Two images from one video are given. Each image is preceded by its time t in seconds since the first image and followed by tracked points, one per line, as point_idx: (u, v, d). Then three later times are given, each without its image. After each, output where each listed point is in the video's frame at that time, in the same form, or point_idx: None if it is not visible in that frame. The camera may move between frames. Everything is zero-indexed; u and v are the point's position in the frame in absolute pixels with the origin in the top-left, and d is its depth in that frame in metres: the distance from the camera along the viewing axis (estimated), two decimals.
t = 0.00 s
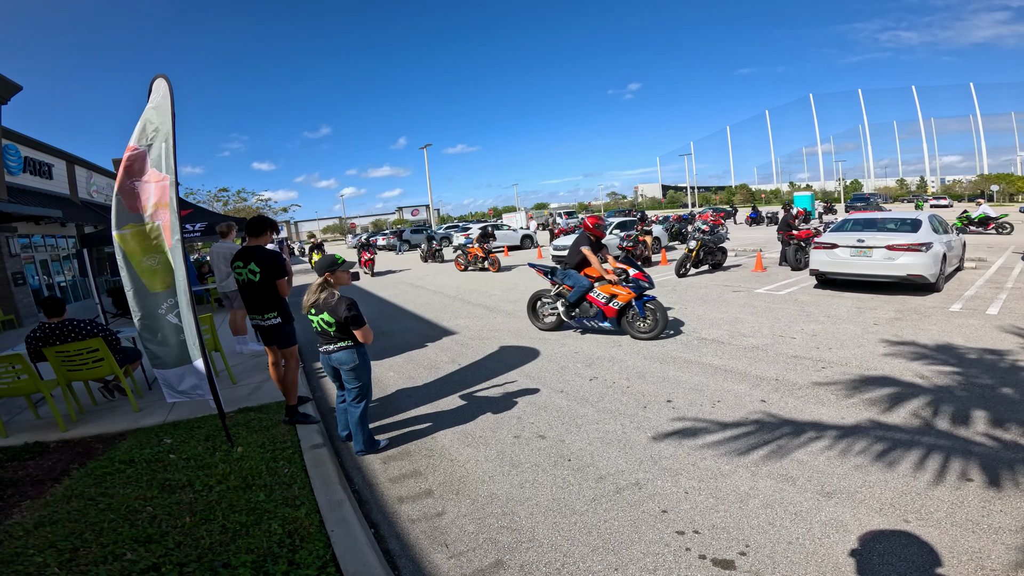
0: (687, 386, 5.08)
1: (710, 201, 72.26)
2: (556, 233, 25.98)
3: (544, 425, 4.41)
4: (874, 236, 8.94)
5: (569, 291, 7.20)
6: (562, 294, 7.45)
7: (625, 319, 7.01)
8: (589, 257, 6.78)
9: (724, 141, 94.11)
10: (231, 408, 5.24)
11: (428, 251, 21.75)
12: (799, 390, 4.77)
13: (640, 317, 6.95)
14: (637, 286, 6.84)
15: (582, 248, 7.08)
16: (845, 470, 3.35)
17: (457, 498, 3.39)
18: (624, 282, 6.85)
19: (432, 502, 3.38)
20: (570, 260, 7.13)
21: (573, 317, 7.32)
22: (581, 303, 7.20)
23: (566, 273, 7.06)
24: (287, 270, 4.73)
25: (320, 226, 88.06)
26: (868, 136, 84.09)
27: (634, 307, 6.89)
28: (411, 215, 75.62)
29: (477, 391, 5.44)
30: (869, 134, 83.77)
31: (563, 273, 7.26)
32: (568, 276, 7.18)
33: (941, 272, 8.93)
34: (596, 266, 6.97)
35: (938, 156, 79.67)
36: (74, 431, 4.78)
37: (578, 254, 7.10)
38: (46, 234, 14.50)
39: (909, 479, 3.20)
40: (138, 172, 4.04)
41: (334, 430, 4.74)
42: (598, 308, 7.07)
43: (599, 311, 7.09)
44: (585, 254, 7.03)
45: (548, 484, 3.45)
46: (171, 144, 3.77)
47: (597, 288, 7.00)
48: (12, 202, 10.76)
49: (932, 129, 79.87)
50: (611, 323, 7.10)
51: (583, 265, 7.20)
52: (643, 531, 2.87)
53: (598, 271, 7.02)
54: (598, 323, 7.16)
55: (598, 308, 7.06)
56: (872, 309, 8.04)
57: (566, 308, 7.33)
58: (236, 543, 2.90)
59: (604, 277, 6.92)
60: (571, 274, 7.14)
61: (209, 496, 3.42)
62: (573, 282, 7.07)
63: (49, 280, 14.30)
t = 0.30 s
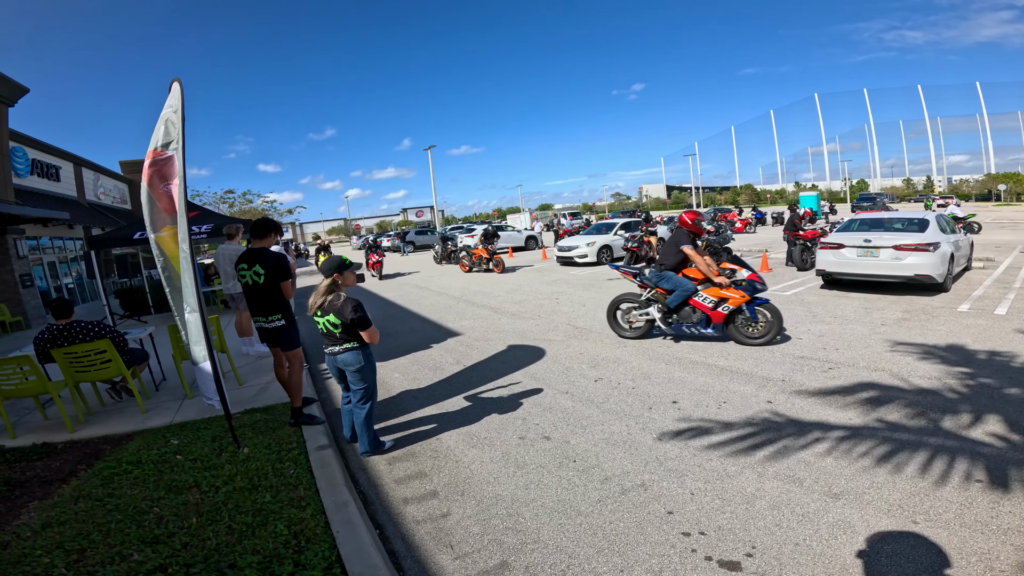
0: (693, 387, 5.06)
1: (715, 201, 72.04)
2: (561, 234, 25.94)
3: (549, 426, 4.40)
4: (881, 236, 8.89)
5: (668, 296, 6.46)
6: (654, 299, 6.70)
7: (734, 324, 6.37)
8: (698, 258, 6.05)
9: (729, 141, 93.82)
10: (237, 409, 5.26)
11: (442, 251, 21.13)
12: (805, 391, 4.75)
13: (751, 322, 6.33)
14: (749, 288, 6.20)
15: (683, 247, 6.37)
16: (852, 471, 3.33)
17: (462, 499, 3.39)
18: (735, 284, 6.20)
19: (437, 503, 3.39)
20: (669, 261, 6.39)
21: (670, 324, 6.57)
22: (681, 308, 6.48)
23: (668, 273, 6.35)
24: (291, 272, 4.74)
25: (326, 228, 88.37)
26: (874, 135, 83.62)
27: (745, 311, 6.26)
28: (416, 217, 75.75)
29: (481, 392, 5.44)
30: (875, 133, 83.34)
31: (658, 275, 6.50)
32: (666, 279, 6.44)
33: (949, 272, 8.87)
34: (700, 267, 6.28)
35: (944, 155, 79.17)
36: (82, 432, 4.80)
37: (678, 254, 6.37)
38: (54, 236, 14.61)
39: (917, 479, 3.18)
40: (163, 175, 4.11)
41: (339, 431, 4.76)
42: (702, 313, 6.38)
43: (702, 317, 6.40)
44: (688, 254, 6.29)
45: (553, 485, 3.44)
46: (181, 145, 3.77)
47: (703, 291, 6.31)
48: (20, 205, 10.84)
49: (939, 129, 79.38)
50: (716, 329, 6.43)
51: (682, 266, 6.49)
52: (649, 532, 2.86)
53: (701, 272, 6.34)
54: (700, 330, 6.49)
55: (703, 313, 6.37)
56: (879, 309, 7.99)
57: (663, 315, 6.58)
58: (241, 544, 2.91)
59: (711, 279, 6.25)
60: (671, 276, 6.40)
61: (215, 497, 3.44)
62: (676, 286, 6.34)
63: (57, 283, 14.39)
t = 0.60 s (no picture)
0: (700, 388, 5.04)
1: (721, 202, 71.74)
2: (566, 235, 25.95)
3: (555, 427, 4.39)
4: (890, 236, 8.82)
5: (793, 298, 5.93)
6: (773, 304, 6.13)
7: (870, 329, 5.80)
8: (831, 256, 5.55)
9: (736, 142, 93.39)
10: (244, 410, 5.28)
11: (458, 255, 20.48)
12: (813, 392, 4.71)
13: (889, 328, 5.77)
14: (891, 290, 5.67)
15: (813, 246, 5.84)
16: (861, 473, 3.30)
17: (468, 500, 3.39)
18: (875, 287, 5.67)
19: (442, 504, 3.39)
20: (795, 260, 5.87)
21: (794, 329, 6.00)
22: (808, 312, 5.91)
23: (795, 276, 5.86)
24: (297, 274, 4.77)
25: (332, 230, 88.72)
26: (883, 135, 83.01)
27: (883, 315, 5.74)
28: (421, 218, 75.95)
29: (487, 393, 5.43)
30: (883, 133, 82.76)
31: (781, 276, 5.99)
32: (792, 280, 5.91)
33: (959, 272, 8.79)
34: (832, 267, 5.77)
35: (954, 155, 78.48)
36: (91, 432, 4.84)
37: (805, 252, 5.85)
38: (64, 238, 14.75)
39: (927, 481, 3.15)
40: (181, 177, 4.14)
41: (345, 432, 4.77)
42: (832, 318, 5.84)
43: (832, 321, 5.85)
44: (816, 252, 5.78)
45: (559, 487, 3.43)
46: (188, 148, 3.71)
47: (835, 293, 5.78)
48: (31, 207, 10.95)
49: (948, 128, 78.76)
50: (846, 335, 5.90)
51: (807, 266, 5.97)
52: (655, 534, 2.85)
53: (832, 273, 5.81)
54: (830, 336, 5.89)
55: (834, 317, 5.82)
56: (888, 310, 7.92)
57: (786, 320, 6.02)
58: (248, 544, 2.92)
59: (847, 280, 5.72)
60: (797, 277, 5.88)
61: (223, 497, 3.45)
62: (805, 287, 5.80)
63: (67, 284, 14.53)
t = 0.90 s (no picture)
0: (703, 391, 5.02)
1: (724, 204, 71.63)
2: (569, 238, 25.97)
3: (558, 430, 4.38)
4: (894, 237, 8.79)
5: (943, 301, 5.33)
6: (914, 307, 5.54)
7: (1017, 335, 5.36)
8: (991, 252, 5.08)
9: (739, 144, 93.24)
10: (248, 413, 5.29)
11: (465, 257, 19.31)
12: (818, 395, 4.69)
13: None
14: None
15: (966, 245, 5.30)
16: (866, 475, 3.28)
17: (471, 503, 3.39)
18: None
19: (445, 507, 3.39)
20: (949, 259, 5.30)
21: (941, 334, 5.39)
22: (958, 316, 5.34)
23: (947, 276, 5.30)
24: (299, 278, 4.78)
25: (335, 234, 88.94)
26: (886, 136, 82.80)
27: None
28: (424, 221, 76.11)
29: (491, 396, 5.43)
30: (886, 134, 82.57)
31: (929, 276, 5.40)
32: (941, 281, 5.33)
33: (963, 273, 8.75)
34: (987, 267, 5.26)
35: (957, 155, 78.23)
36: (96, 435, 4.86)
37: (956, 250, 5.32)
38: (69, 242, 14.83)
39: (932, 483, 3.13)
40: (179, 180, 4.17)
41: (348, 436, 4.78)
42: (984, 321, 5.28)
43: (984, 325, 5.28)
44: (970, 250, 5.26)
45: (562, 490, 3.43)
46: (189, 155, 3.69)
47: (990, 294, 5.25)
48: (36, 211, 11.01)
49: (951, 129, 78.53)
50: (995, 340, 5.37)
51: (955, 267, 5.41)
52: (659, 537, 2.84)
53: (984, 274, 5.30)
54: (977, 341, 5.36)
55: (985, 320, 5.26)
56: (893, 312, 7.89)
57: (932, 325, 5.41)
58: (252, 547, 2.92)
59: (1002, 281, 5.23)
60: (948, 278, 5.30)
61: (226, 500, 3.46)
62: (959, 287, 5.22)
63: (72, 288, 14.60)
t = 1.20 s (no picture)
0: (706, 392, 5.01)
1: (726, 205, 71.55)
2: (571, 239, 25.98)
3: (561, 432, 4.38)
4: (896, 236, 8.77)
5: None
6: None
7: None
8: None
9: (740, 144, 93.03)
10: (251, 416, 5.30)
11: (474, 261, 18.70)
12: (821, 395, 4.67)
13: None
14: None
15: None
16: (870, 475, 3.27)
17: (474, 505, 3.38)
18: None
19: (448, 509, 3.38)
20: None
21: None
22: None
23: None
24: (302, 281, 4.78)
25: (337, 237, 89.11)
26: (887, 136, 82.63)
27: None
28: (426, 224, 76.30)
29: (493, 398, 5.42)
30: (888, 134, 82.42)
31: None
32: None
33: (967, 272, 8.71)
34: None
35: (960, 155, 78.04)
36: (100, 438, 4.87)
37: None
38: (72, 246, 14.88)
39: (937, 483, 3.12)
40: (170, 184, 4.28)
41: (351, 438, 4.78)
42: None
43: None
44: None
45: (565, 491, 3.42)
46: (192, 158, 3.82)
47: None
48: (39, 215, 11.05)
49: (953, 129, 78.35)
50: None
51: None
52: (663, 538, 2.83)
53: None
54: None
55: None
56: (896, 311, 7.86)
57: None
58: (255, 550, 2.92)
59: None
60: None
61: (230, 503, 3.46)
62: None
63: (75, 291, 14.65)
